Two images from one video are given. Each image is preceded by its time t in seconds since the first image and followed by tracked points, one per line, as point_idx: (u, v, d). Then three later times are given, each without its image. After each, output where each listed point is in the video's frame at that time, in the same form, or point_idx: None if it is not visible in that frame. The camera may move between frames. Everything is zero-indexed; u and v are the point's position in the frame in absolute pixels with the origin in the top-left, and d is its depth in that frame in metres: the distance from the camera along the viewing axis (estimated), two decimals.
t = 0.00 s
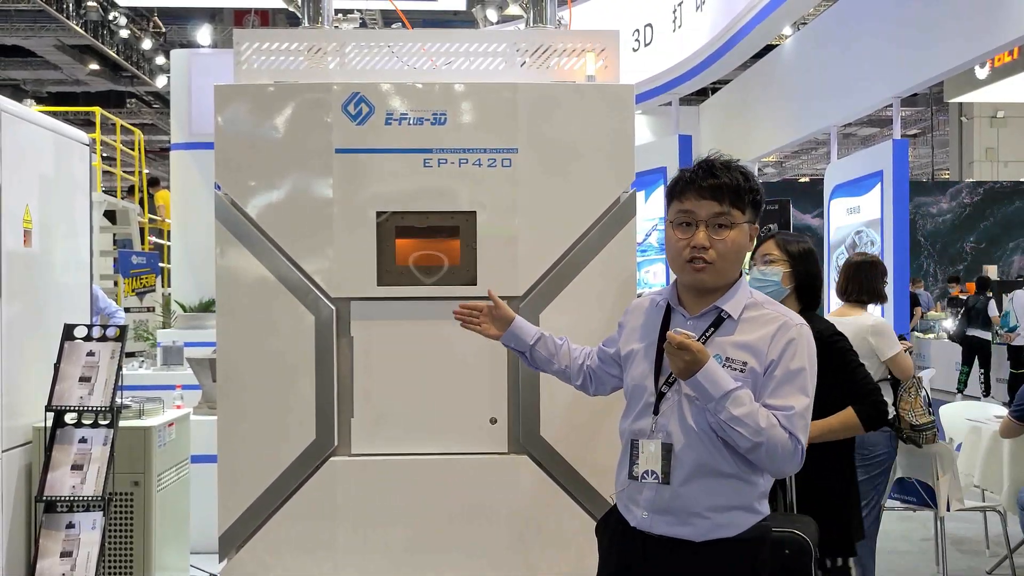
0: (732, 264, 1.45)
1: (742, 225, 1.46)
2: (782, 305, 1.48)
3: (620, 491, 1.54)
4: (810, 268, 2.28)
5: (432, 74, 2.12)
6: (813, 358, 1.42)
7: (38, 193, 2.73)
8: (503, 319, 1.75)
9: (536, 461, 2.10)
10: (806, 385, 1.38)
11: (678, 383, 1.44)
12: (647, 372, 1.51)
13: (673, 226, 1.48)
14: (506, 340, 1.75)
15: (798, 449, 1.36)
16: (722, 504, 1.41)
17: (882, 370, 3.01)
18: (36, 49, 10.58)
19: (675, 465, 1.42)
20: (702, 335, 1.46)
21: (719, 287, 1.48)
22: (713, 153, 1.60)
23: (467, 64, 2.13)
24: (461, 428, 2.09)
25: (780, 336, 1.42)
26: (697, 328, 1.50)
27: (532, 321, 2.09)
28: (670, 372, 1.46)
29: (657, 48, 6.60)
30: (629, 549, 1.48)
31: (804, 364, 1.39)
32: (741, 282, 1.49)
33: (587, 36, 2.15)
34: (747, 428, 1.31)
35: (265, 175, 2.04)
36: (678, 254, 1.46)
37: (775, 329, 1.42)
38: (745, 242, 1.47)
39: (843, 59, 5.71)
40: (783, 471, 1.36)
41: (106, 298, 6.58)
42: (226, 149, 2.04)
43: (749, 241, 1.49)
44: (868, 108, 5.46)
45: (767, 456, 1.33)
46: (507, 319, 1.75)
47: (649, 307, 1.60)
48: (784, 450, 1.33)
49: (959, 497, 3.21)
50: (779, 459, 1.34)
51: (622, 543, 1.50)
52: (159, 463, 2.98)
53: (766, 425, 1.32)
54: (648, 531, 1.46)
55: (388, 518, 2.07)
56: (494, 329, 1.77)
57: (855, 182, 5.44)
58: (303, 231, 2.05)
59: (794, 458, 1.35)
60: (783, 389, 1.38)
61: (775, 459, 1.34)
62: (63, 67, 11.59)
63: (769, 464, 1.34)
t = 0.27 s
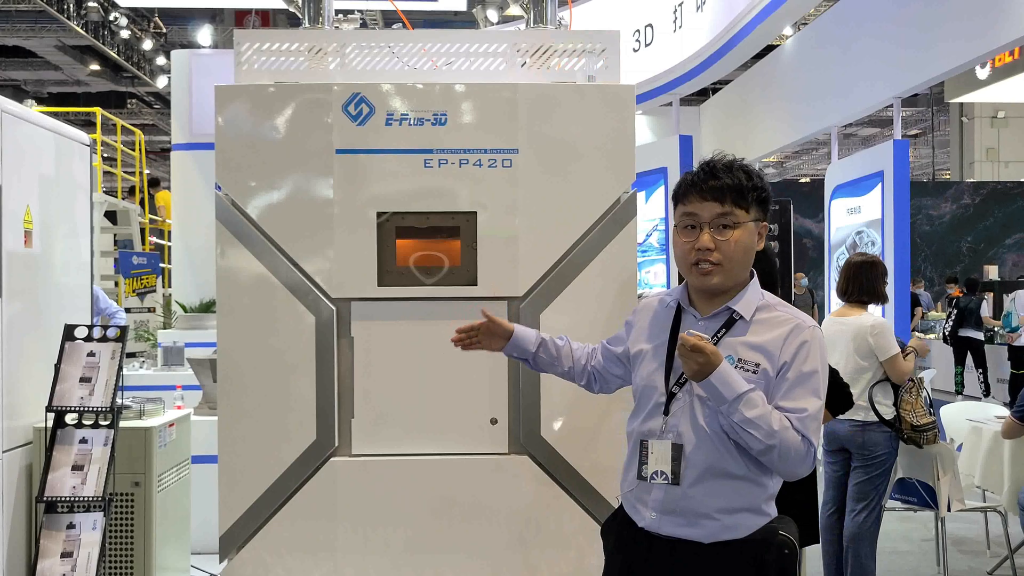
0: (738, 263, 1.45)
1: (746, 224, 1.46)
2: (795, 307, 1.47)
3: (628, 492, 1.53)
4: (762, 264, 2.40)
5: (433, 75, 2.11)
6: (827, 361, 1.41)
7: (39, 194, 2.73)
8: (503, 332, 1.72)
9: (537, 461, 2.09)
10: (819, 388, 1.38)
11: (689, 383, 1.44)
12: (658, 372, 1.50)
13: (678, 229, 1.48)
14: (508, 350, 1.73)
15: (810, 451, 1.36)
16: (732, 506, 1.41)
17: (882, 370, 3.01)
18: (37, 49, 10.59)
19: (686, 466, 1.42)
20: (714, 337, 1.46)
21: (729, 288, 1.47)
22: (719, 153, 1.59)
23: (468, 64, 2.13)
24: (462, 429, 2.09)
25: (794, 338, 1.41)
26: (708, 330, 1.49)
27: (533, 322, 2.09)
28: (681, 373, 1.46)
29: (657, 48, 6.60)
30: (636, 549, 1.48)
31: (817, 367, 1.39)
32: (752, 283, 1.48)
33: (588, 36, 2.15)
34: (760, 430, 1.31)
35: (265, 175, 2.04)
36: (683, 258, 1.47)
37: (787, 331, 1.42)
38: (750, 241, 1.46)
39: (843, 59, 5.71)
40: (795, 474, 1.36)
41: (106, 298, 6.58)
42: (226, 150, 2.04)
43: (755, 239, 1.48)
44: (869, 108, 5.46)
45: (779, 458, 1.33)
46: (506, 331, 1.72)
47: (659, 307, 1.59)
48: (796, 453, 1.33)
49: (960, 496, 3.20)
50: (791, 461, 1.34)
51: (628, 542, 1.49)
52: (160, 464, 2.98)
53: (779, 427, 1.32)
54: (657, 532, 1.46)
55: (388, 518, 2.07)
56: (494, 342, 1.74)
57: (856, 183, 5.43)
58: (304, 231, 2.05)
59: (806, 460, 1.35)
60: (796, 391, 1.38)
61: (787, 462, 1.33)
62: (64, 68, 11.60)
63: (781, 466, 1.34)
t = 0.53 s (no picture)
0: (739, 257, 1.44)
1: (746, 218, 1.45)
2: (803, 307, 1.47)
3: (635, 493, 1.53)
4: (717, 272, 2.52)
5: (433, 75, 2.11)
6: (836, 362, 1.41)
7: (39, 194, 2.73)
8: (527, 296, 1.75)
9: (538, 462, 2.09)
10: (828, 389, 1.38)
11: (697, 385, 1.44)
12: (665, 373, 1.50)
13: (678, 227, 1.48)
14: (527, 317, 1.75)
15: (819, 453, 1.36)
16: (741, 507, 1.41)
17: (881, 371, 3.01)
18: (38, 50, 10.60)
19: (695, 467, 1.42)
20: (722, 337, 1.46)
21: (732, 284, 1.46)
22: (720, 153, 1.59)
23: (469, 65, 2.13)
24: (462, 429, 2.09)
25: (802, 338, 1.41)
26: (716, 330, 1.50)
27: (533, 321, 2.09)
28: (689, 374, 1.46)
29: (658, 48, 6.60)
30: (643, 549, 1.47)
31: (826, 368, 1.39)
32: (759, 282, 1.48)
33: (588, 36, 2.15)
34: (769, 431, 1.31)
35: (266, 175, 2.04)
36: (685, 255, 1.47)
37: (796, 331, 1.42)
38: (751, 235, 1.45)
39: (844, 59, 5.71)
40: (804, 475, 1.36)
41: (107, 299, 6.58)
42: (226, 150, 2.04)
43: (757, 234, 1.47)
44: (869, 108, 5.46)
45: (789, 460, 1.33)
46: (532, 296, 1.75)
47: (665, 306, 1.59)
48: (805, 454, 1.33)
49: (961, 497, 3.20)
50: (801, 463, 1.34)
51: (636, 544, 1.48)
52: (161, 465, 2.98)
53: (788, 429, 1.32)
54: (664, 533, 1.46)
55: (388, 518, 2.07)
56: (516, 303, 1.77)
57: (857, 182, 5.43)
58: (304, 232, 2.05)
59: (815, 461, 1.35)
60: (804, 392, 1.38)
61: (796, 463, 1.33)
62: (65, 68, 11.61)
63: (790, 467, 1.34)
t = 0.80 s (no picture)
0: (738, 262, 1.44)
1: (744, 221, 1.44)
2: (801, 305, 1.47)
3: (636, 494, 1.52)
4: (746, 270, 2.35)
5: (433, 75, 2.11)
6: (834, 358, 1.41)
7: (40, 194, 2.73)
8: (536, 296, 1.76)
9: (539, 462, 2.09)
10: (826, 384, 1.38)
11: (696, 384, 1.44)
12: (664, 374, 1.50)
13: (676, 232, 1.48)
14: (535, 318, 1.75)
15: (818, 448, 1.35)
16: (743, 505, 1.41)
17: (881, 371, 3.01)
18: (39, 50, 10.61)
19: (695, 466, 1.42)
20: (721, 336, 1.46)
21: (731, 287, 1.46)
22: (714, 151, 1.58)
23: (469, 65, 2.13)
24: (462, 429, 2.09)
25: (800, 335, 1.41)
26: (715, 329, 1.49)
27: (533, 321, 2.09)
28: (688, 373, 1.46)
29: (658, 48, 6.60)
30: (647, 552, 1.47)
31: (824, 363, 1.39)
32: (758, 281, 1.48)
33: (589, 37, 2.15)
34: (767, 427, 1.31)
35: (266, 176, 2.04)
36: (683, 260, 1.47)
37: (794, 329, 1.42)
38: (749, 238, 1.45)
39: (845, 59, 5.71)
40: (804, 472, 1.36)
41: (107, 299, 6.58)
42: (227, 151, 2.04)
43: (755, 235, 1.47)
44: (870, 108, 5.46)
45: (788, 456, 1.33)
46: (541, 297, 1.76)
47: (663, 307, 1.60)
48: (805, 450, 1.33)
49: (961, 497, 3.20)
50: (800, 459, 1.33)
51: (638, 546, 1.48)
52: (161, 465, 2.98)
53: (786, 424, 1.32)
54: (666, 533, 1.46)
55: (389, 519, 2.07)
56: (525, 303, 1.78)
57: (857, 183, 5.43)
58: (305, 232, 2.05)
59: (815, 458, 1.35)
60: (803, 388, 1.38)
61: (796, 460, 1.33)
62: (65, 68, 11.62)
63: (790, 464, 1.34)
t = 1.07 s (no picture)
0: (735, 264, 1.44)
1: (742, 224, 1.45)
2: (799, 306, 1.47)
3: (636, 496, 1.53)
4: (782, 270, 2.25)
5: (434, 75, 2.11)
6: (832, 358, 1.41)
7: (41, 194, 2.74)
8: (522, 315, 1.75)
9: (539, 462, 2.09)
10: (824, 385, 1.37)
11: (694, 386, 1.44)
12: (663, 375, 1.50)
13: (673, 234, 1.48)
14: (525, 336, 1.75)
15: (816, 450, 1.35)
16: (742, 506, 1.40)
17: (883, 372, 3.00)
18: (40, 50, 10.62)
19: (693, 468, 1.42)
20: (719, 338, 1.46)
21: (729, 290, 1.46)
22: (713, 154, 1.59)
23: (470, 65, 2.13)
24: (463, 429, 2.09)
25: (798, 336, 1.41)
26: (713, 332, 1.49)
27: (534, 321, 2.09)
28: (685, 376, 1.46)
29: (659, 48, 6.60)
30: (648, 554, 1.47)
31: (822, 365, 1.39)
32: (757, 283, 1.48)
33: (590, 37, 2.15)
34: (763, 429, 1.31)
35: (267, 176, 2.04)
36: (680, 262, 1.47)
37: (791, 330, 1.41)
38: (746, 240, 1.45)
39: (845, 59, 5.71)
40: (802, 473, 1.36)
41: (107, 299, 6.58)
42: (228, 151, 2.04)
43: (752, 238, 1.47)
44: (870, 108, 5.46)
45: (785, 458, 1.32)
46: (527, 315, 1.75)
47: (661, 309, 1.60)
48: (802, 451, 1.33)
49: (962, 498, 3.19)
50: (797, 461, 1.33)
51: (638, 547, 1.48)
52: (162, 465, 2.98)
53: (782, 425, 1.32)
54: (666, 535, 1.46)
55: (389, 519, 2.07)
56: (512, 325, 1.77)
57: (858, 183, 5.43)
58: (305, 232, 2.05)
59: (813, 459, 1.34)
60: (801, 390, 1.38)
61: (793, 461, 1.33)
62: (66, 68, 11.62)
63: (787, 465, 1.33)
